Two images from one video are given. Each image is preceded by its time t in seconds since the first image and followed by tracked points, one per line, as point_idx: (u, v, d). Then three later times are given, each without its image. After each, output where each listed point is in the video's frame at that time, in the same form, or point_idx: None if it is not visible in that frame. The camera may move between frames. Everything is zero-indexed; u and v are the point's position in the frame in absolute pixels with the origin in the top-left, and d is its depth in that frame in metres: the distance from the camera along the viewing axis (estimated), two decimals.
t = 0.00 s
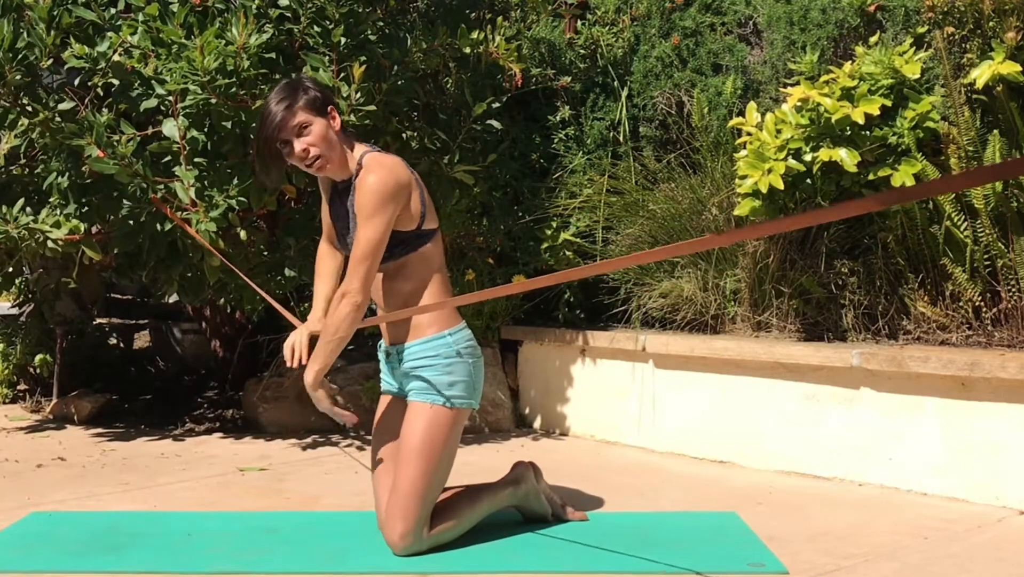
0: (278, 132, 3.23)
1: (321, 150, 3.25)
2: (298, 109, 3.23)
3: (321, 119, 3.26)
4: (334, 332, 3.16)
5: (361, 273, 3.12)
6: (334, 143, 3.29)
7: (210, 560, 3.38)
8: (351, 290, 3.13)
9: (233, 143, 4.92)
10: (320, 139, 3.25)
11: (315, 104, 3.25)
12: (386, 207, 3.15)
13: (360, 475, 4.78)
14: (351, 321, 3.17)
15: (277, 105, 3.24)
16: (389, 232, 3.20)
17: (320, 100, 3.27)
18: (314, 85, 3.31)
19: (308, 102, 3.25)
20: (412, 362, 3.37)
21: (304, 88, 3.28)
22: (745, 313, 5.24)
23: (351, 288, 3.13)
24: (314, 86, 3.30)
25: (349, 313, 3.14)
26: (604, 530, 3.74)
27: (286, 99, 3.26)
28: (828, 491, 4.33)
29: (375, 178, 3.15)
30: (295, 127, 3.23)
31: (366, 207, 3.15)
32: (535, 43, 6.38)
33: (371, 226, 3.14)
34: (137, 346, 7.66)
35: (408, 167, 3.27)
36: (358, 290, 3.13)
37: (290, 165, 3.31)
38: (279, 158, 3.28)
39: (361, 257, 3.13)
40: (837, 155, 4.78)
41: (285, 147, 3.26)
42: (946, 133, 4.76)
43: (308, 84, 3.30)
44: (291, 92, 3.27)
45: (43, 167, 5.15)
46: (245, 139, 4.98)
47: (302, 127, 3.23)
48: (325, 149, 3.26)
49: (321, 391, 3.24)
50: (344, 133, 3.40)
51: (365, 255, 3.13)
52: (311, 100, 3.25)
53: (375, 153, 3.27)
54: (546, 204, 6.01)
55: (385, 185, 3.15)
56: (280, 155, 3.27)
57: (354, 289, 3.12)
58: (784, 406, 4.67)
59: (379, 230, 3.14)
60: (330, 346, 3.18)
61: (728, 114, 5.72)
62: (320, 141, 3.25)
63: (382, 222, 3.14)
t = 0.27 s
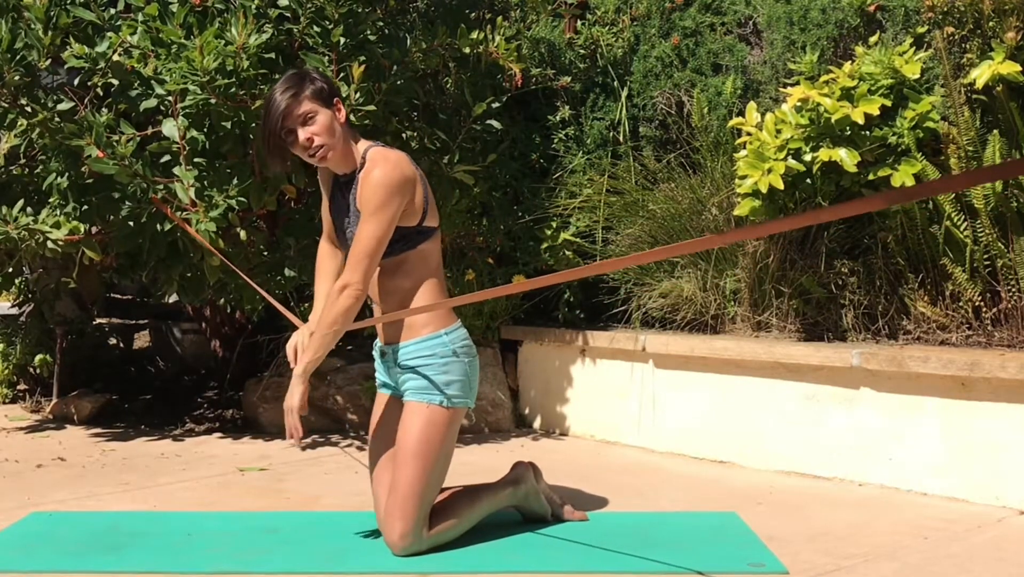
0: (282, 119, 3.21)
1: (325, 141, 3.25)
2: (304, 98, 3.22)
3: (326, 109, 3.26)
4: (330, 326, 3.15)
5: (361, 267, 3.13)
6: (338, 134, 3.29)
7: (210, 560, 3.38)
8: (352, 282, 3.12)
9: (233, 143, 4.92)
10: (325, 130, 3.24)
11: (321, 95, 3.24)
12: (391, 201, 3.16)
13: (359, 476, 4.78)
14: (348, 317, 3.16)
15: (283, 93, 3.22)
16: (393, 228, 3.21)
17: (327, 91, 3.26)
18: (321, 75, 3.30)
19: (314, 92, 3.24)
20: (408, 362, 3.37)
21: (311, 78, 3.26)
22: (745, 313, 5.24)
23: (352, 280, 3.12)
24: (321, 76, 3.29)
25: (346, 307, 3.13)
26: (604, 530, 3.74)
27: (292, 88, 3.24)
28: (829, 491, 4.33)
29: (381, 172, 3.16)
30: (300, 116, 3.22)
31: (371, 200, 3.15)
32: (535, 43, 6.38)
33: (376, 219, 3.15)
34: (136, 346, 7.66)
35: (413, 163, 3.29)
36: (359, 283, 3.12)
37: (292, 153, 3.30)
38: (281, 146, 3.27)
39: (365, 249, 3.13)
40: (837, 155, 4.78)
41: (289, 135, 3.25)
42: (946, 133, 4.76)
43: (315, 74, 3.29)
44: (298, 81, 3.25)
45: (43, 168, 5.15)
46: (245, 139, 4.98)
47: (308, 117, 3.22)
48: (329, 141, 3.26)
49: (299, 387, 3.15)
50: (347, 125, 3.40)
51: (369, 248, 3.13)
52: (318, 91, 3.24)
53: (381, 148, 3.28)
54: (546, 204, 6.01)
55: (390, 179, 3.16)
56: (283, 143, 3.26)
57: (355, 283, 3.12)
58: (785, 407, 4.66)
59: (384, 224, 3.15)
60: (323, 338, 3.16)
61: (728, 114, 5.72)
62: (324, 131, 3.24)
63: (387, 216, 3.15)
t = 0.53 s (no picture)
0: (289, 103, 3.27)
1: (328, 127, 3.29)
2: (312, 83, 3.27)
3: (333, 97, 3.30)
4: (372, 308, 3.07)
5: (403, 247, 3.09)
6: (343, 122, 3.33)
7: (210, 560, 3.38)
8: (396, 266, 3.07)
9: (233, 143, 4.92)
10: (330, 116, 3.28)
11: (329, 82, 3.28)
12: (414, 187, 3.17)
13: (359, 476, 4.78)
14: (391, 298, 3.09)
15: (291, 78, 3.28)
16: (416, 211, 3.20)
17: (335, 80, 3.31)
18: (331, 64, 3.35)
19: (323, 79, 3.29)
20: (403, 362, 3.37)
21: (321, 65, 3.32)
22: (745, 313, 5.24)
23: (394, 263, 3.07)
24: (331, 65, 3.34)
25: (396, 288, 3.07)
26: (604, 530, 3.74)
27: (302, 73, 3.30)
28: (829, 491, 4.33)
29: (395, 160, 3.18)
30: (306, 101, 3.27)
31: (395, 187, 3.15)
32: (535, 43, 6.38)
33: (403, 204, 3.13)
34: (136, 346, 7.67)
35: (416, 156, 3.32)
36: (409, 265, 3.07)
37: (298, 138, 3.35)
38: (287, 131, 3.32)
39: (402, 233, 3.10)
40: (837, 155, 4.78)
41: (294, 120, 3.30)
42: (946, 132, 4.76)
43: (325, 64, 3.35)
44: (308, 68, 3.31)
45: (43, 168, 5.15)
46: (245, 139, 4.98)
47: (313, 102, 3.27)
48: (333, 128, 3.30)
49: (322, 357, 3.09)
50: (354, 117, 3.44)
51: (405, 231, 3.10)
52: (326, 79, 3.29)
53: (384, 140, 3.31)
54: (546, 204, 6.01)
55: (407, 166, 3.18)
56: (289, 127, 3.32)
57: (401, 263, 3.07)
58: (785, 407, 4.66)
59: (412, 207, 3.14)
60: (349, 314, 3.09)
61: (728, 114, 5.72)
62: (330, 117, 3.28)
63: (412, 200, 3.15)
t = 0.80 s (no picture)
0: (300, 90, 3.31)
1: (338, 116, 3.31)
2: (325, 72, 3.30)
3: (345, 87, 3.32)
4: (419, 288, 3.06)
5: (450, 229, 3.10)
6: (354, 113, 3.34)
7: (209, 560, 3.38)
8: (445, 248, 3.07)
9: (232, 143, 4.92)
10: (340, 105, 3.30)
11: (343, 73, 3.30)
12: (438, 177, 3.21)
13: (359, 476, 4.78)
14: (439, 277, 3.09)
15: (304, 65, 3.31)
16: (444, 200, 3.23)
17: (349, 72, 3.33)
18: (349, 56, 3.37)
19: (337, 69, 3.31)
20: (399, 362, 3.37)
21: (337, 56, 3.34)
22: (745, 313, 5.23)
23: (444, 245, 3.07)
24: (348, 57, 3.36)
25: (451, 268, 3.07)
26: (604, 530, 3.74)
27: (318, 62, 3.33)
28: (828, 491, 4.33)
29: (410, 152, 3.21)
30: (317, 89, 3.30)
31: (422, 177, 3.17)
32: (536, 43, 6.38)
33: (436, 192, 3.15)
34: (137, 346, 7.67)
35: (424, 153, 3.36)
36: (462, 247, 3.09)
37: (309, 126, 3.38)
38: (298, 117, 3.35)
39: (444, 217, 3.11)
40: (837, 155, 4.78)
41: (305, 107, 3.33)
42: (946, 133, 4.76)
43: (342, 55, 3.37)
44: (324, 58, 3.34)
45: (42, 168, 5.15)
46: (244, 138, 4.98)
47: (323, 90, 3.29)
48: (343, 117, 3.31)
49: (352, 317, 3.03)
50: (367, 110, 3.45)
51: (447, 216, 3.11)
52: (339, 69, 3.31)
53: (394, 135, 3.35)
54: (546, 204, 6.02)
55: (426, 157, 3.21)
56: (300, 113, 3.35)
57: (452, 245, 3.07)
58: (785, 407, 4.66)
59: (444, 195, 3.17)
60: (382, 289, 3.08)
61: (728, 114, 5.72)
62: (339, 105, 3.29)
63: (441, 188, 3.18)
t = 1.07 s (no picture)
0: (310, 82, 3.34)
1: (343, 114, 3.33)
2: (334, 69, 3.31)
3: (354, 85, 3.33)
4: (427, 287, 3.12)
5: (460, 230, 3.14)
6: (360, 111, 3.36)
7: (209, 560, 3.38)
8: (455, 248, 3.12)
9: (233, 143, 4.93)
10: (344, 103, 3.31)
11: (353, 71, 3.31)
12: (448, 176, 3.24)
13: (359, 476, 4.78)
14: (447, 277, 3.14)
15: (318, 57, 3.33)
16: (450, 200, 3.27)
17: (361, 69, 3.33)
18: (364, 53, 3.37)
19: (348, 66, 3.31)
20: (395, 362, 3.37)
21: (352, 52, 3.35)
22: (745, 313, 5.23)
23: (454, 245, 3.12)
24: (363, 54, 3.36)
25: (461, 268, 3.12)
26: (605, 530, 3.74)
27: (331, 56, 3.34)
28: (828, 491, 4.33)
29: (419, 149, 3.24)
30: (326, 84, 3.32)
31: (432, 175, 3.20)
32: (536, 44, 6.37)
33: (446, 191, 3.19)
34: (137, 346, 7.67)
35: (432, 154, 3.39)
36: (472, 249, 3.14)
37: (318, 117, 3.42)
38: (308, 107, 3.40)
39: (455, 217, 3.15)
40: (837, 155, 4.78)
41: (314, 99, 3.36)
42: (946, 133, 4.75)
43: (360, 50, 3.37)
44: (339, 52, 3.34)
45: (42, 168, 5.15)
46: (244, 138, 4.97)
47: (331, 86, 3.31)
48: (346, 115, 3.33)
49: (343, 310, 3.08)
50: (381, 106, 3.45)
51: (457, 216, 3.16)
52: (351, 65, 3.32)
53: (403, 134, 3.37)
54: (546, 204, 6.02)
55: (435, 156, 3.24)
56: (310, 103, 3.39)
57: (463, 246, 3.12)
58: (785, 407, 4.66)
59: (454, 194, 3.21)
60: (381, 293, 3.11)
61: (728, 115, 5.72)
62: (343, 104, 3.31)
63: (451, 187, 3.22)
